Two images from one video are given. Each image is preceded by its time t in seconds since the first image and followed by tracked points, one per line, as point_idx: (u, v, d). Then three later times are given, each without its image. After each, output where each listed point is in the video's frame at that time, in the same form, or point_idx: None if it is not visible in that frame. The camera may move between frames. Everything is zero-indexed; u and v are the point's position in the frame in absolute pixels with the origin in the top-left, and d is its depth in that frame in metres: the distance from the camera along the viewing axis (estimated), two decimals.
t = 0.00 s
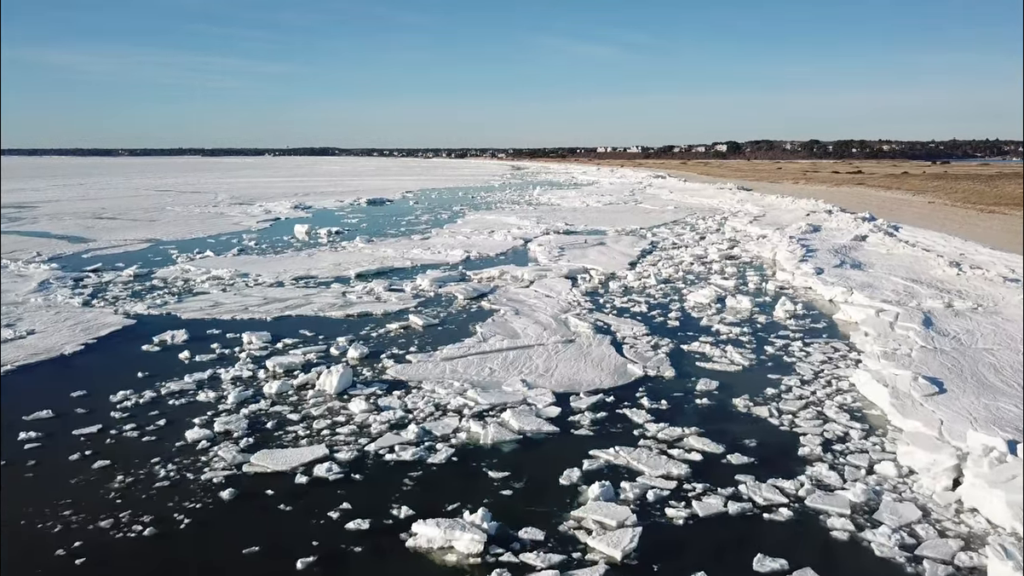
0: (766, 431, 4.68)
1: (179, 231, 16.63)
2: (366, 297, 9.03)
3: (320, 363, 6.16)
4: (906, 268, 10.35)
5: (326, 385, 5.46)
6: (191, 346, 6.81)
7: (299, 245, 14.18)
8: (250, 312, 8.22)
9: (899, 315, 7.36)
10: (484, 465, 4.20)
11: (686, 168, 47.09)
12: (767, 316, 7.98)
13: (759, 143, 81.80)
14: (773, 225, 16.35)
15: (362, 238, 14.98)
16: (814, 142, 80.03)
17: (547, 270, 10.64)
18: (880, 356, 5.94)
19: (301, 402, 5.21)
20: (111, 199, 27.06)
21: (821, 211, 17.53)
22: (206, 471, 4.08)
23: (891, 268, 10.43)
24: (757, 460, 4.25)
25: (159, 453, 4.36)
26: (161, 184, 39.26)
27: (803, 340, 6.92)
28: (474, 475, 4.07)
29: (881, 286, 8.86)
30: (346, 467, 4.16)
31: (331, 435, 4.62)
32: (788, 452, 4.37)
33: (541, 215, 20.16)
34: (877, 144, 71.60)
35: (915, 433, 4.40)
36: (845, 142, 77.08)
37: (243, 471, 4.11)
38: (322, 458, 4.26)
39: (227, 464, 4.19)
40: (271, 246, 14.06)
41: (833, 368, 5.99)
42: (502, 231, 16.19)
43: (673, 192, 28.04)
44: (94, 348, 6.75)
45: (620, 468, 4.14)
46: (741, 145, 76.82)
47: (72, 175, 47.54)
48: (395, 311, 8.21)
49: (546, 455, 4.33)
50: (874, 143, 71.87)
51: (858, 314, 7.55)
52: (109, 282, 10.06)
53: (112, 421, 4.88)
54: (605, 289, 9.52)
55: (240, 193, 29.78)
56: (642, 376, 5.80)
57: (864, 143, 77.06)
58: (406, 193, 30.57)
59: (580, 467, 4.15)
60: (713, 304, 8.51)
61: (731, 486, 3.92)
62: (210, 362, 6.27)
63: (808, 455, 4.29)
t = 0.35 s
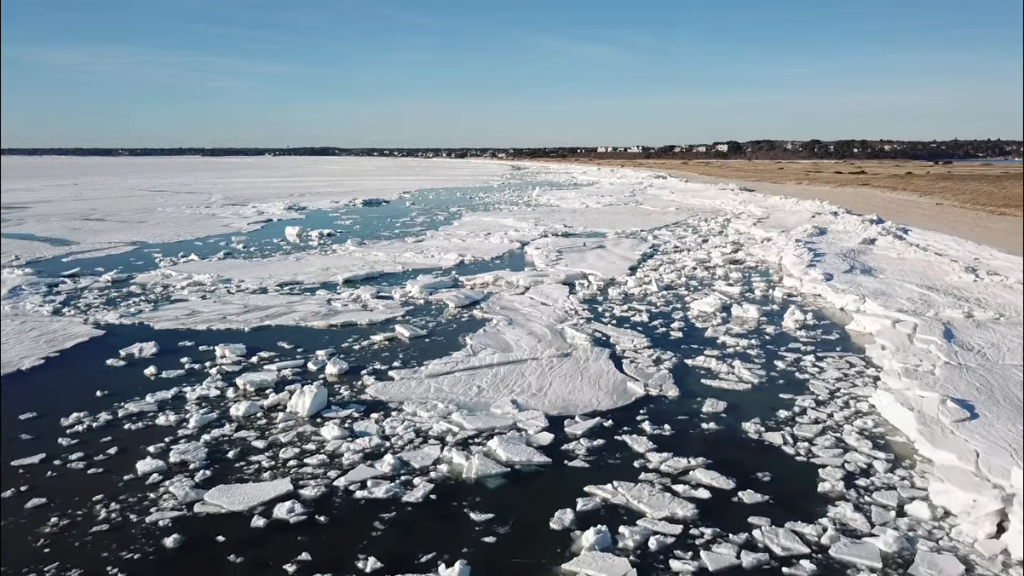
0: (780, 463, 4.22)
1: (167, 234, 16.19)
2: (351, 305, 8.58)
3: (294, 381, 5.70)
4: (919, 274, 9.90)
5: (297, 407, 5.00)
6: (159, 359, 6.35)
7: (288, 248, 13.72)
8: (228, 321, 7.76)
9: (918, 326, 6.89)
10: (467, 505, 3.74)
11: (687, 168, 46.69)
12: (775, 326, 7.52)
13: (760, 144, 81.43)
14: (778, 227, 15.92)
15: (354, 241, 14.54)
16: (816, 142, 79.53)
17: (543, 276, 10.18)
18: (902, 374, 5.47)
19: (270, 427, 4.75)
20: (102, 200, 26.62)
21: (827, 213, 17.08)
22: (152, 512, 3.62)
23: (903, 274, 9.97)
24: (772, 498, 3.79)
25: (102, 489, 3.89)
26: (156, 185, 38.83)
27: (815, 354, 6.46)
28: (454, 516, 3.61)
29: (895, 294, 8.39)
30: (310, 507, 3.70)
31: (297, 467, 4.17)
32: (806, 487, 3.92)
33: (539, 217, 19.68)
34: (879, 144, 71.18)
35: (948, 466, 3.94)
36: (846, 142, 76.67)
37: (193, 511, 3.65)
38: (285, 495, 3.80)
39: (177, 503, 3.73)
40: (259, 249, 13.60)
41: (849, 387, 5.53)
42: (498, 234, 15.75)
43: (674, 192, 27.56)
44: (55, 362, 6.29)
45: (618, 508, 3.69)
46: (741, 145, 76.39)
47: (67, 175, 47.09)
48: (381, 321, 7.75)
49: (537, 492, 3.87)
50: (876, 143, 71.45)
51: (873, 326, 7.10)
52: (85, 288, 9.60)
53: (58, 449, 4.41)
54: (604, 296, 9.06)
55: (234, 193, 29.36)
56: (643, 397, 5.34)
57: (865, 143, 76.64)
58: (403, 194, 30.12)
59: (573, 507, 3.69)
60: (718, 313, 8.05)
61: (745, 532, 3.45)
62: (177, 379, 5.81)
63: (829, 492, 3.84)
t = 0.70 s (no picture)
0: (796, 498, 3.81)
1: (155, 236, 15.78)
2: (337, 313, 8.16)
3: (268, 400, 5.28)
4: (932, 279, 9.49)
5: (267, 431, 4.59)
6: (126, 374, 5.93)
7: (278, 252, 13.30)
8: (206, 331, 7.35)
9: (936, 338, 6.47)
10: (446, 550, 3.33)
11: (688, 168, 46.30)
12: (784, 336, 7.10)
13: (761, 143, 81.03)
14: (782, 229, 15.51)
15: (346, 244, 14.13)
16: (817, 142, 79.24)
17: (540, 281, 9.75)
18: (924, 393, 5.05)
19: (235, 454, 4.33)
20: (94, 200, 26.21)
21: (832, 215, 16.66)
22: (90, 560, 3.21)
23: (916, 279, 9.56)
24: (788, 541, 3.38)
25: (38, 531, 3.47)
26: (152, 185, 38.43)
27: (828, 369, 6.05)
28: (430, 564, 3.20)
29: (908, 302, 7.97)
30: (269, 553, 3.29)
31: (260, 503, 3.75)
32: (826, 528, 3.51)
33: (537, 218, 19.26)
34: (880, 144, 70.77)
35: (985, 505, 3.52)
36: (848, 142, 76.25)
37: (137, 558, 3.24)
38: (243, 538, 3.39)
39: (119, 548, 3.31)
40: (248, 252, 13.19)
41: (867, 407, 5.11)
42: (495, 236, 15.34)
43: (675, 193, 27.13)
44: (14, 377, 5.87)
45: (616, 555, 3.28)
46: (742, 146, 76.00)
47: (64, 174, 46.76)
48: (366, 331, 7.33)
49: (525, 534, 3.46)
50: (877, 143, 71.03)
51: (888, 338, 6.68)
52: (60, 295, 9.18)
53: None
54: (603, 304, 8.64)
55: (229, 194, 28.97)
56: (644, 418, 4.93)
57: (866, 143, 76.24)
58: (400, 195, 29.71)
59: (565, 553, 3.29)
60: (723, 323, 7.63)
61: None
62: (142, 397, 5.39)
63: (853, 535, 3.42)
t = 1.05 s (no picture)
0: (817, 546, 3.36)
1: (142, 238, 15.33)
2: (319, 322, 7.70)
3: (233, 425, 4.83)
4: (948, 286, 9.03)
5: (226, 463, 4.14)
6: (83, 393, 5.47)
7: (266, 256, 12.85)
8: (178, 344, 6.89)
9: (959, 353, 6.01)
10: None
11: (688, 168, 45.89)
12: (794, 350, 6.64)
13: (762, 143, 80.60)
14: (786, 232, 15.06)
15: (337, 247, 13.68)
16: (818, 142, 78.83)
17: (535, 288, 9.29)
18: (953, 419, 4.60)
19: (188, 491, 3.87)
20: (85, 201, 25.75)
21: (838, 217, 16.22)
22: None
23: (930, 286, 9.11)
24: None
25: None
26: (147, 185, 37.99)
27: (844, 388, 5.59)
28: None
29: (925, 312, 7.50)
30: None
31: (208, 553, 3.29)
32: None
33: (535, 220, 18.79)
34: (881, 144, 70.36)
35: None
36: (849, 142, 75.84)
37: None
38: None
39: None
40: (234, 256, 12.73)
41: (890, 433, 4.65)
42: (491, 239, 14.89)
43: (676, 194, 26.66)
44: None
45: None
46: (743, 146, 75.52)
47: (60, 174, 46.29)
48: (349, 344, 6.87)
49: None
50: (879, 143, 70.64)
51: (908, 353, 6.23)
52: (30, 302, 8.72)
53: None
54: (602, 313, 8.19)
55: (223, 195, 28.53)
56: (645, 447, 4.47)
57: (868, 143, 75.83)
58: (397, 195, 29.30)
59: None
60: (728, 334, 7.17)
61: None
62: (97, 419, 4.93)
63: None
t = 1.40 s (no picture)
0: None
1: (129, 241, 14.92)
2: (302, 333, 7.28)
3: (196, 452, 4.41)
4: (963, 293, 8.61)
5: (181, 500, 3.73)
6: (38, 415, 5.05)
7: (253, 260, 12.43)
8: (149, 357, 6.48)
9: (984, 369, 5.59)
10: None
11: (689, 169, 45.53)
12: (806, 364, 6.22)
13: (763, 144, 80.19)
14: (791, 234, 14.65)
15: (328, 250, 13.27)
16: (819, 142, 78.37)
17: (531, 294, 8.86)
18: (985, 447, 4.17)
19: (134, 535, 3.45)
20: (77, 202, 25.33)
21: (844, 219, 15.80)
22: None
23: (945, 292, 8.68)
24: None
25: None
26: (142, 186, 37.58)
27: (862, 408, 5.16)
28: None
29: (943, 322, 7.08)
30: None
31: None
32: None
33: (533, 222, 18.37)
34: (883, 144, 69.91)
35: None
36: (851, 142, 75.41)
37: None
38: None
39: None
40: (221, 261, 12.31)
41: (916, 462, 4.24)
42: (487, 242, 14.49)
43: (677, 195, 26.22)
44: None
45: None
46: (744, 145, 75.07)
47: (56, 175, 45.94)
48: (330, 357, 6.45)
49: None
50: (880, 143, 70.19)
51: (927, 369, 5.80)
52: None
53: None
54: (600, 322, 7.77)
55: (218, 196, 28.15)
56: (646, 480, 4.05)
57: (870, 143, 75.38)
58: (394, 196, 28.93)
59: None
60: (735, 346, 6.74)
61: None
62: (47, 446, 4.51)
63: None
